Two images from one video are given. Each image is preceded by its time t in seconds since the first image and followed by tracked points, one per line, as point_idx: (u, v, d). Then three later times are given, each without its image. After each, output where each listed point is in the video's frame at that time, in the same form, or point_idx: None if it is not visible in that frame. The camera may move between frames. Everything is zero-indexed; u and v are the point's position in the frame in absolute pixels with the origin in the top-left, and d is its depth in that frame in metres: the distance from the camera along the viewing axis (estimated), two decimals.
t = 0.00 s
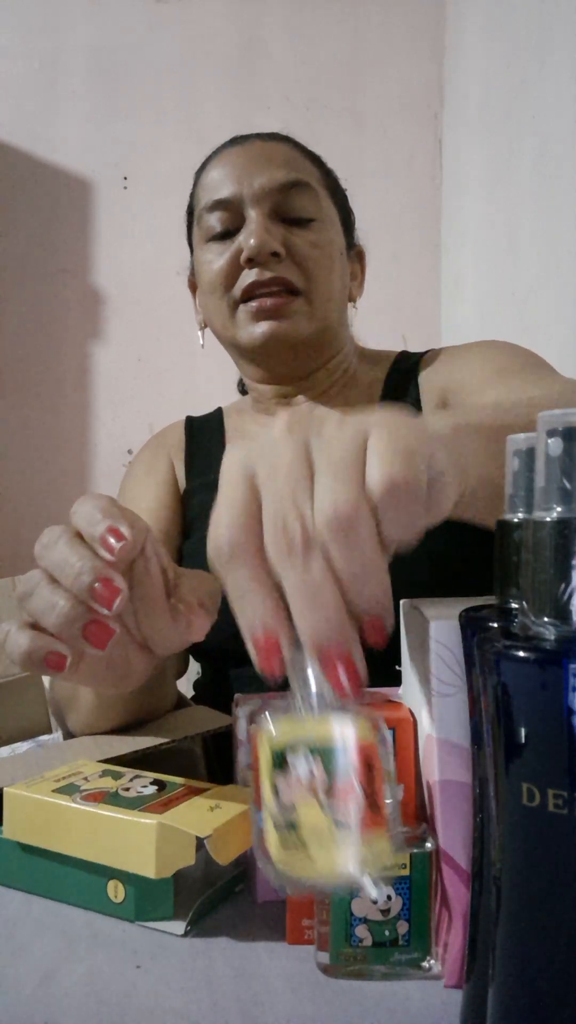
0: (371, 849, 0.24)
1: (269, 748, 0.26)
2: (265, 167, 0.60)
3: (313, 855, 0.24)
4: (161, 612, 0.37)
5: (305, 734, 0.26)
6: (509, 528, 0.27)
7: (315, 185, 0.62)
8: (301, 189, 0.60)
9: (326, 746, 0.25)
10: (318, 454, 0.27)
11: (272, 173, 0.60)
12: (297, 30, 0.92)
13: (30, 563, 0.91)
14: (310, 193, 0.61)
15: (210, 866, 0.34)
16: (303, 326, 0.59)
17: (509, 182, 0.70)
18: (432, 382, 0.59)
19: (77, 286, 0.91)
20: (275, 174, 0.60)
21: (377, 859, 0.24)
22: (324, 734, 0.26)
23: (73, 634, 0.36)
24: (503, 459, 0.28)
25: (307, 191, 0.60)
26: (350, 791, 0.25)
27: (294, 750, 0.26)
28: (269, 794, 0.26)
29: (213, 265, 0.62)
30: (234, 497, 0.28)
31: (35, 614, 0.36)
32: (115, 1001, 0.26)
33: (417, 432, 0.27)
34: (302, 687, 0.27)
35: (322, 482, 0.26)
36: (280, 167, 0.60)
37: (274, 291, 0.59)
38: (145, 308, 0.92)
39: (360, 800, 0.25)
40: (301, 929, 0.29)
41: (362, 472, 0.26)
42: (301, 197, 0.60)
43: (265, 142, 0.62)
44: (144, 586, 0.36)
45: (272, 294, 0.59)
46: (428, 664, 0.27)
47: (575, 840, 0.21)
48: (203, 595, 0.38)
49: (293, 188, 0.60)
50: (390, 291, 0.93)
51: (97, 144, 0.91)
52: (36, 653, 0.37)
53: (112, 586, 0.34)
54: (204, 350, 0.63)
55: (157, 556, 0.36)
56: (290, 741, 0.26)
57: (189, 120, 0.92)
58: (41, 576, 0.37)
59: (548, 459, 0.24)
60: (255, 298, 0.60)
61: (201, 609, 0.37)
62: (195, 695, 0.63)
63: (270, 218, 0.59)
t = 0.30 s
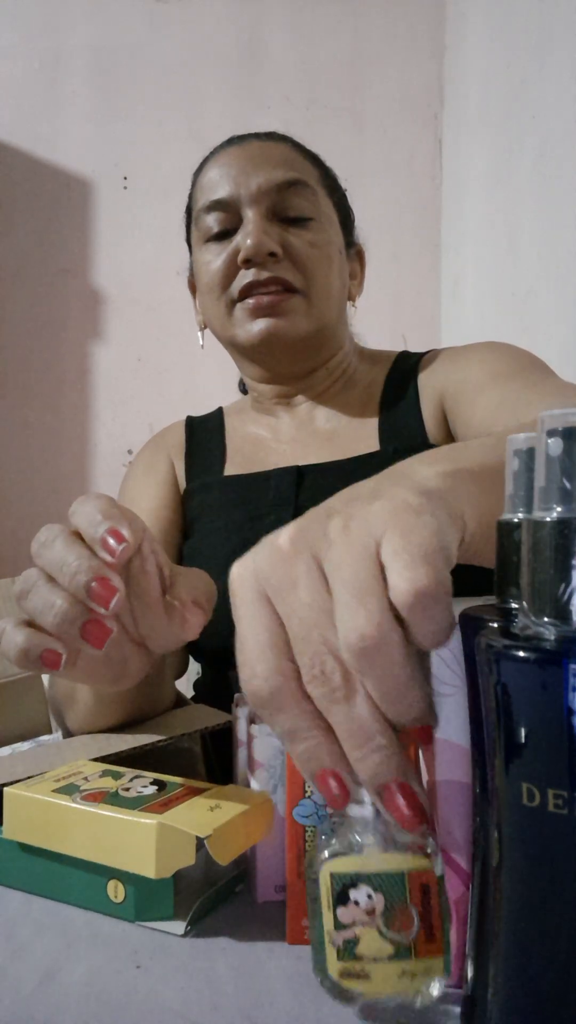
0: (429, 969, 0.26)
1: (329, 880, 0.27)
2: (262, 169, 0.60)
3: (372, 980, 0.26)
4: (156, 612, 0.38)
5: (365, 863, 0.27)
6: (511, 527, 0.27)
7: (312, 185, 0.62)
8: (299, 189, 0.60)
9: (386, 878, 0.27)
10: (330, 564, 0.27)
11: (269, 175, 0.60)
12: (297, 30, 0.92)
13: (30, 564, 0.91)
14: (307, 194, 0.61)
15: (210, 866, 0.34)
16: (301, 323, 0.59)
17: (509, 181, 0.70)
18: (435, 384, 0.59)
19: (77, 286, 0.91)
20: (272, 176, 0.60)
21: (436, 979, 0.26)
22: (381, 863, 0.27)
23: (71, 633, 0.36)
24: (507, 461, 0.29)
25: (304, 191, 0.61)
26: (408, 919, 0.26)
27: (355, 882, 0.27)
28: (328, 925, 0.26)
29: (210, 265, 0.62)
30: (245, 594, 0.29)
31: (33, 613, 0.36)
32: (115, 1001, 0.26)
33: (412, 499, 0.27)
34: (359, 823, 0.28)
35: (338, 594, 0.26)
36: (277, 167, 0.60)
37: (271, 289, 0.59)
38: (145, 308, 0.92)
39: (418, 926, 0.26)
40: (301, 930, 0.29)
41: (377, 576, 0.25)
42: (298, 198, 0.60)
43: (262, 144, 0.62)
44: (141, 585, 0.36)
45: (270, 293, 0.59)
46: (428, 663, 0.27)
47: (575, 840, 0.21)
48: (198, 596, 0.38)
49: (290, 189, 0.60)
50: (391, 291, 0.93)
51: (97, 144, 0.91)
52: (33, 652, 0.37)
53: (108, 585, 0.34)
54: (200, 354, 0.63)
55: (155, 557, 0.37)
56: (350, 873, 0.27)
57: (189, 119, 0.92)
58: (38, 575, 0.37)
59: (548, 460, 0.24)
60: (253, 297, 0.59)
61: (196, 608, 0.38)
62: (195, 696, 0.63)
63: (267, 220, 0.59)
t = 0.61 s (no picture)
0: (429, 999, 0.25)
1: (335, 896, 0.26)
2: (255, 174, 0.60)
3: (371, 1001, 0.25)
4: (158, 609, 0.38)
5: (372, 883, 0.26)
6: (512, 527, 0.27)
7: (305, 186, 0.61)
8: (292, 191, 0.60)
9: (393, 900, 0.26)
10: (332, 566, 0.26)
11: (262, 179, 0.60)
12: (297, 30, 0.92)
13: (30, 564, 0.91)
14: (301, 196, 0.60)
15: (211, 867, 0.34)
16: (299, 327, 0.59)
17: (509, 181, 0.70)
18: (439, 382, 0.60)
19: (77, 286, 0.91)
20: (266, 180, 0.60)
21: (435, 1009, 0.25)
22: (389, 886, 0.26)
23: (73, 629, 0.36)
24: (508, 460, 0.29)
25: (298, 193, 0.60)
26: (412, 945, 0.25)
27: (361, 902, 0.26)
28: (331, 940, 0.26)
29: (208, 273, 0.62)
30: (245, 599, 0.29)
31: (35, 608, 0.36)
32: (115, 1001, 0.26)
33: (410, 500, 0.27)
34: (373, 841, 0.27)
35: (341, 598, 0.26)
36: (270, 170, 0.60)
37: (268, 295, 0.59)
38: (146, 308, 0.92)
39: (422, 950, 0.25)
40: (301, 929, 0.30)
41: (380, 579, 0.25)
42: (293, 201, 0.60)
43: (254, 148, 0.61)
44: (144, 584, 0.37)
45: (267, 299, 0.59)
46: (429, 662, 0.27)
47: (575, 840, 0.21)
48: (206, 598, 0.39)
49: (284, 191, 0.60)
50: (391, 291, 0.93)
51: (97, 144, 0.91)
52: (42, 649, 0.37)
53: (112, 583, 0.34)
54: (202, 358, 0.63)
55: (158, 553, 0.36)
56: (356, 892, 0.26)
57: (189, 119, 0.92)
58: (41, 570, 0.37)
59: (548, 459, 0.24)
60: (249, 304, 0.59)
61: (197, 604, 0.38)
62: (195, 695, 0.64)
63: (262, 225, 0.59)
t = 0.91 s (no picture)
0: (428, 999, 0.25)
1: (336, 897, 0.26)
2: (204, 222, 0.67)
3: (372, 1002, 0.25)
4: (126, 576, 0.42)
5: (373, 885, 0.26)
6: (511, 526, 0.27)
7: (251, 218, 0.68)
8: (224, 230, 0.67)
9: (393, 902, 0.26)
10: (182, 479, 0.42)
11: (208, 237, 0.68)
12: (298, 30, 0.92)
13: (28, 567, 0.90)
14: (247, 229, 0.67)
15: (210, 867, 0.34)
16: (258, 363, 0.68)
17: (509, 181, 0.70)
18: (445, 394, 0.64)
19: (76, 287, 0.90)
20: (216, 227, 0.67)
21: (435, 1009, 0.25)
22: (389, 889, 0.26)
23: (48, 594, 0.39)
24: (508, 461, 0.29)
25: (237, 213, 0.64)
26: (413, 947, 0.25)
27: (362, 904, 0.26)
28: (332, 941, 0.26)
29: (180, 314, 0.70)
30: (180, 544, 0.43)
31: (3, 581, 0.39)
32: (116, 1001, 0.26)
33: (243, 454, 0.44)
34: (375, 842, 0.26)
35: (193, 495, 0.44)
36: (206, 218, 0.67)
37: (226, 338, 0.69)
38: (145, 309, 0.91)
39: (423, 952, 0.25)
40: (301, 929, 0.29)
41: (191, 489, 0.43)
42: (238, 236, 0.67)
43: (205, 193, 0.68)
44: (113, 552, 0.41)
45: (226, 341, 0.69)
46: (428, 664, 0.28)
47: (574, 839, 0.21)
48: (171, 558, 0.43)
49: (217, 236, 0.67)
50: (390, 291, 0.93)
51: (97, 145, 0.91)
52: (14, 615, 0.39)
53: (74, 542, 0.38)
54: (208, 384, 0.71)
55: (125, 528, 0.41)
56: (358, 894, 0.26)
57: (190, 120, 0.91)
58: (8, 545, 0.39)
59: (548, 459, 0.24)
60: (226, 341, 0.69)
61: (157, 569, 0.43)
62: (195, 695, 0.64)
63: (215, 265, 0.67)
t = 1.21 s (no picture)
0: (429, 999, 0.25)
1: (336, 897, 0.26)
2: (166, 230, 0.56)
3: (371, 1003, 0.25)
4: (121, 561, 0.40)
5: (373, 885, 0.26)
6: (511, 526, 0.27)
7: (216, 215, 0.55)
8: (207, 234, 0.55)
9: (393, 902, 0.26)
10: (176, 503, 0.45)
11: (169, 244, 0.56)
12: (300, 31, 0.92)
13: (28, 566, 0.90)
14: (215, 231, 0.55)
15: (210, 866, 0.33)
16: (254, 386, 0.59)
17: (509, 181, 0.70)
18: (456, 403, 0.58)
19: (77, 286, 0.90)
20: (180, 229, 0.55)
21: (435, 1009, 0.25)
22: (389, 889, 0.26)
23: (68, 593, 0.38)
24: (508, 461, 0.29)
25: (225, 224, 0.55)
26: (413, 947, 0.25)
27: (362, 904, 0.26)
28: (332, 941, 0.26)
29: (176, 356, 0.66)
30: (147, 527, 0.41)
31: (15, 592, 0.37)
32: (116, 1001, 0.26)
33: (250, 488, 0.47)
34: (375, 843, 0.26)
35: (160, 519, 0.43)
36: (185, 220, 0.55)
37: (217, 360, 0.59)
38: (146, 308, 0.92)
39: (423, 952, 0.25)
40: (301, 929, 0.30)
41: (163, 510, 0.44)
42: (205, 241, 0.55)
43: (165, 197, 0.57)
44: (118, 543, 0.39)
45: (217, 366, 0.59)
46: (428, 664, 0.28)
47: (575, 839, 0.21)
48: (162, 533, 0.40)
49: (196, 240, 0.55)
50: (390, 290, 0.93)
51: (98, 144, 0.91)
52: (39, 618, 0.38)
53: (85, 536, 0.37)
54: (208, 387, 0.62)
55: (109, 515, 0.39)
56: (359, 894, 0.26)
57: (190, 119, 0.92)
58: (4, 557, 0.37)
59: (548, 459, 0.24)
60: (216, 368, 0.59)
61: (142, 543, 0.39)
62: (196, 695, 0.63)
63: (188, 284, 0.57)
